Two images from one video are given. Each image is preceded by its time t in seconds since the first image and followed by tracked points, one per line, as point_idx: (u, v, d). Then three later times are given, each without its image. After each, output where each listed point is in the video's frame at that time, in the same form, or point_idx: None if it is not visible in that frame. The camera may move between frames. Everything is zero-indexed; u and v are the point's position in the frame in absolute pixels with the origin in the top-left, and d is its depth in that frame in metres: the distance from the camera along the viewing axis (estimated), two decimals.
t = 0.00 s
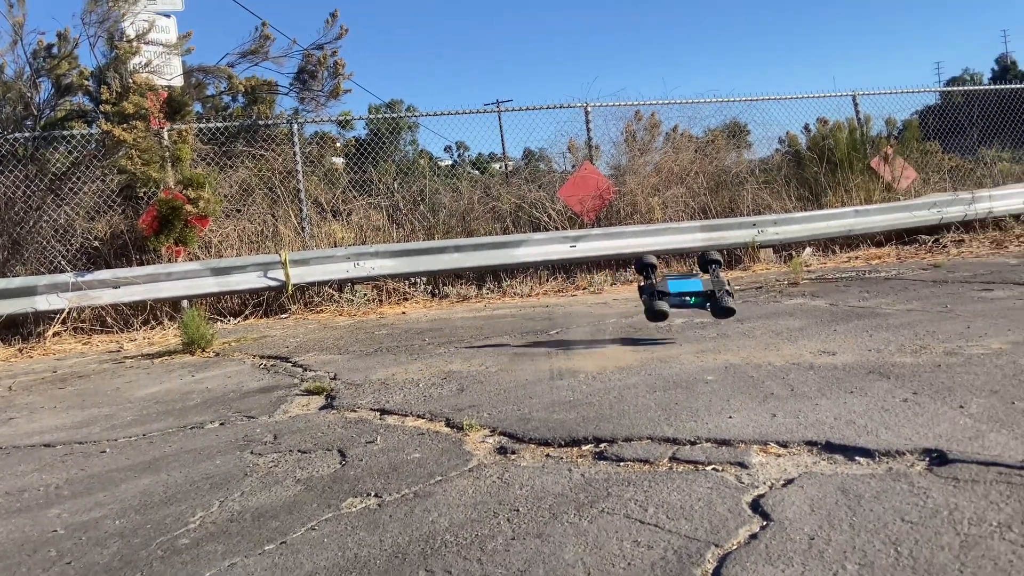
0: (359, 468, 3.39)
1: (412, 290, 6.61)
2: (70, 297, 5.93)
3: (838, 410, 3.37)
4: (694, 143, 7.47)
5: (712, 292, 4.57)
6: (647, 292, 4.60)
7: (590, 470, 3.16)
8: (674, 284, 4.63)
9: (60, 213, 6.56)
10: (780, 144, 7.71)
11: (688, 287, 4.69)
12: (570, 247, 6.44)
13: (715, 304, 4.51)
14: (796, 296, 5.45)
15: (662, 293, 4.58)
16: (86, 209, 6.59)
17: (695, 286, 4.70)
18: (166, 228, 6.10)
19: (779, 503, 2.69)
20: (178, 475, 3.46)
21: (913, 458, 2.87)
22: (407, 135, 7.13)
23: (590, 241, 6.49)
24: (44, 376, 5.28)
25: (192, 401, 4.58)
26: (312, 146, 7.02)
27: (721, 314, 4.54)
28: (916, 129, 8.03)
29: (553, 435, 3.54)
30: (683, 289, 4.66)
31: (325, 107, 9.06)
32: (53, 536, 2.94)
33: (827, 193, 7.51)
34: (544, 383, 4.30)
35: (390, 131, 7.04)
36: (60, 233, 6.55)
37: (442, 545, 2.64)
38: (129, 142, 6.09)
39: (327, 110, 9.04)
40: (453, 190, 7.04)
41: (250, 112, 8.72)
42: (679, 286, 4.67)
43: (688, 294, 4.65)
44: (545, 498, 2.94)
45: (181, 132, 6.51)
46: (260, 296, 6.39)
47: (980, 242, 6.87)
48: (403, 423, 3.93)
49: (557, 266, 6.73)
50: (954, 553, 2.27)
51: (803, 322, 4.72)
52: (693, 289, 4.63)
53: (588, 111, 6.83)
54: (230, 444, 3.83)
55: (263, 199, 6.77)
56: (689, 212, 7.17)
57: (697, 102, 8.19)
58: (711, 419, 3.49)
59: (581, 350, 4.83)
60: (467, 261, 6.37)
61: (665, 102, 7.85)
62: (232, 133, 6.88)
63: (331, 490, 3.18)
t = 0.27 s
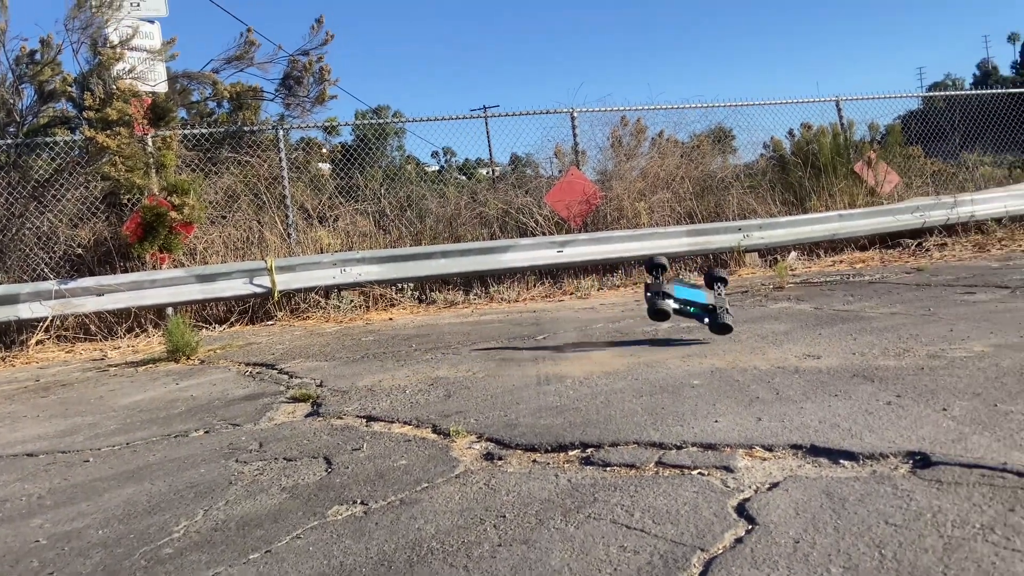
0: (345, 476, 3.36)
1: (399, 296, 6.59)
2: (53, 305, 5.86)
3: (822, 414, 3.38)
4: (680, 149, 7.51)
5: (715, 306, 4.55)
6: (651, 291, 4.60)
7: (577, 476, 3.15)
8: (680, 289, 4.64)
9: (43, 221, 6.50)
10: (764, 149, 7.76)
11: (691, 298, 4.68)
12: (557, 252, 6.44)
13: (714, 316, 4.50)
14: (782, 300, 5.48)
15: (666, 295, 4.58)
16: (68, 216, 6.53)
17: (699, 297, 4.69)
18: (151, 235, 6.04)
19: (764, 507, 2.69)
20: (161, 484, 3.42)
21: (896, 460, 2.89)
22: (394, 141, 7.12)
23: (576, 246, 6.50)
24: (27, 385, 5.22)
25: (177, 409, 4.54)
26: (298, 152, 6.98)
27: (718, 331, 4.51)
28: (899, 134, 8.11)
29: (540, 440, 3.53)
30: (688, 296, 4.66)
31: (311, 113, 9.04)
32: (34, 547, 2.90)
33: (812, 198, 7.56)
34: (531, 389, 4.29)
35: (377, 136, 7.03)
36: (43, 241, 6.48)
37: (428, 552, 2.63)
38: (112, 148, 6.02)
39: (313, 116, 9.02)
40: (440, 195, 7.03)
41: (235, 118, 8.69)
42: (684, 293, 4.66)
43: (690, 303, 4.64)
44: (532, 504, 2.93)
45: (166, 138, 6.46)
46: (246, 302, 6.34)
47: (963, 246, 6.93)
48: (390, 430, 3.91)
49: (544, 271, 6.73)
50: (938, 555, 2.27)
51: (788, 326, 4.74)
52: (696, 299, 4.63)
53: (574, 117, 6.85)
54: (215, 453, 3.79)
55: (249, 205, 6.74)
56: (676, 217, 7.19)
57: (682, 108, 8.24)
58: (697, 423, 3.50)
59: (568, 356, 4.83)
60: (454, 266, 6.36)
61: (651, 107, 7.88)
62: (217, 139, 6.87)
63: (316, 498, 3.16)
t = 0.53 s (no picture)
0: (330, 482, 3.34)
1: (386, 301, 6.57)
2: (36, 312, 5.80)
3: (806, 417, 3.40)
4: (665, 153, 7.54)
5: (714, 316, 4.63)
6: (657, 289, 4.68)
7: (563, 480, 3.14)
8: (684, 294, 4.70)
9: (26, 227, 6.46)
10: (749, 154, 7.80)
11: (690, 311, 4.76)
12: (544, 256, 6.44)
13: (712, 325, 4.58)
14: (767, 304, 5.50)
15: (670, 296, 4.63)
16: (51, 222, 6.48)
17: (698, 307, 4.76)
18: (135, 240, 5.99)
19: (749, 510, 2.69)
20: (144, 493, 3.38)
21: (880, 463, 2.90)
22: (380, 146, 7.11)
23: (563, 251, 6.50)
24: (9, 393, 5.15)
25: (161, 416, 4.49)
26: (283, 158, 6.94)
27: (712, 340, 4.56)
28: (881, 139, 8.19)
29: (526, 445, 3.52)
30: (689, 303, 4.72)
31: (296, 118, 9.01)
32: (14, 556, 2.86)
33: (796, 202, 7.61)
34: (518, 394, 4.28)
35: (363, 141, 7.01)
36: (25, 247, 6.43)
37: (414, 558, 2.61)
38: (96, 154, 5.99)
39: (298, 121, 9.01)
40: (427, 200, 7.02)
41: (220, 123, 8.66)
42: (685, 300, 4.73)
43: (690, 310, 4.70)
44: (518, 509, 2.92)
45: (150, 143, 6.44)
46: (231, 308, 6.30)
47: (945, 249, 7.00)
48: (375, 436, 3.88)
49: (531, 276, 6.73)
50: (921, 558, 2.28)
51: (773, 330, 4.76)
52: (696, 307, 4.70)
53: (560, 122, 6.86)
54: (199, 460, 3.76)
55: (234, 210, 6.70)
56: (662, 221, 7.22)
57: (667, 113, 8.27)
58: (683, 427, 3.50)
59: (555, 360, 4.83)
60: (441, 271, 6.34)
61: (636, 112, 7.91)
62: (202, 145, 6.84)
63: (301, 505, 3.13)
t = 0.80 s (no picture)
0: (315, 489, 3.32)
1: (372, 306, 6.55)
2: (18, 318, 5.73)
3: (791, 420, 3.41)
4: (651, 158, 7.57)
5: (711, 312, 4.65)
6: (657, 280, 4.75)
7: (548, 485, 3.13)
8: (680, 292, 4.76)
9: (8, 232, 6.40)
10: (734, 158, 7.85)
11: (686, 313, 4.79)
12: (531, 261, 6.44)
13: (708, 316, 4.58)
14: (752, 307, 5.53)
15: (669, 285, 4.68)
16: (34, 227, 6.42)
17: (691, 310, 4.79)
18: (118, 245, 5.94)
19: (734, 514, 2.70)
20: (127, 500, 3.35)
21: (863, 466, 2.91)
22: (367, 150, 7.09)
23: (550, 255, 6.50)
24: None
25: (144, 423, 4.45)
26: (269, 162, 6.90)
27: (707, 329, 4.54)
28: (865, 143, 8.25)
29: (512, 450, 3.51)
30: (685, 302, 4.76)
31: (281, 122, 8.98)
32: None
33: (781, 206, 7.66)
34: (504, 399, 4.27)
35: (350, 145, 6.98)
36: (7, 252, 6.36)
37: (398, 565, 2.59)
38: (78, 159, 5.92)
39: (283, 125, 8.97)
40: (414, 205, 7.00)
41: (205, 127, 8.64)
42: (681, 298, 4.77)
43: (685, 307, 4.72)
44: (503, 514, 2.91)
45: (133, 147, 6.41)
46: (216, 314, 6.25)
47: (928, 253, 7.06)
48: (361, 442, 3.86)
49: (518, 280, 6.73)
50: (903, 560, 2.29)
51: (758, 333, 4.78)
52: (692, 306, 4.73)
53: (547, 126, 6.87)
54: (183, 467, 3.72)
55: (219, 215, 6.67)
56: (648, 225, 7.24)
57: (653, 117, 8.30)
58: (668, 431, 3.50)
59: (541, 364, 4.82)
60: (428, 276, 6.32)
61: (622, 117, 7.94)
62: (186, 149, 6.81)
63: (285, 512, 3.10)
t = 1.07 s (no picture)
0: (300, 494, 3.29)
1: (359, 310, 6.53)
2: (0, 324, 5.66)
3: (775, 422, 3.42)
4: (638, 161, 7.59)
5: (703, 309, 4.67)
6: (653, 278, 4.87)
7: (535, 489, 3.13)
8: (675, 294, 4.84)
9: None
10: (720, 162, 7.89)
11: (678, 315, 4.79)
12: (518, 265, 6.44)
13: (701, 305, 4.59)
14: (738, 310, 5.55)
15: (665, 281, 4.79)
16: (17, 232, 6.36)
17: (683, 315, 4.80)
18: (102, 250, 5.86)
19: (719, 516, 2.70)
20: (110, 507, 3.31)
21: (847, 468, 2.93)
22: (354, 154, 7.09)
23: (537, 259, 6.50)
24: None
25: (128, 429, 4.40)
26: (254, 166, 6.86)
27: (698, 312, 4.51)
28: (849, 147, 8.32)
29: (499, 454, 3.51)
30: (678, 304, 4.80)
31: (267, 126, 8.96)
32: None
33: (766, 209, 7.70)
34: (491, 403, 4.26)
35: (338, 148, 6.98)
36: None
37: (383, 571, 2.58)
38: (62, 162, 5.89)
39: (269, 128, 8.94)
40: (401, 208, 6.99)
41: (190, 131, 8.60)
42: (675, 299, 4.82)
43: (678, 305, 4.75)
44: (489, 519, 2.91)
45: (117, 151, 6.34)
46: (201, 318, 6.21)
47: (912, 256, 7.12)
48: (346, 447, 3.84)
49: (505, 284, 6.73)
50: (886, 562, 2.30)
51: (744, 336, 4.80)
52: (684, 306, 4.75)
53: (534, 130, 6.88)
54: (166, 474, 3.68)
55: (204, 219, 6.62)
56: (635, 229, 7.26)
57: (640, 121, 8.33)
58: (654, 434, 3.50)
59: (528, 368, 4.82)
60: (415, 280, 6.31)
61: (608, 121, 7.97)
62: (171, 153, 6.78)
63: (270, 518, 3.08)
